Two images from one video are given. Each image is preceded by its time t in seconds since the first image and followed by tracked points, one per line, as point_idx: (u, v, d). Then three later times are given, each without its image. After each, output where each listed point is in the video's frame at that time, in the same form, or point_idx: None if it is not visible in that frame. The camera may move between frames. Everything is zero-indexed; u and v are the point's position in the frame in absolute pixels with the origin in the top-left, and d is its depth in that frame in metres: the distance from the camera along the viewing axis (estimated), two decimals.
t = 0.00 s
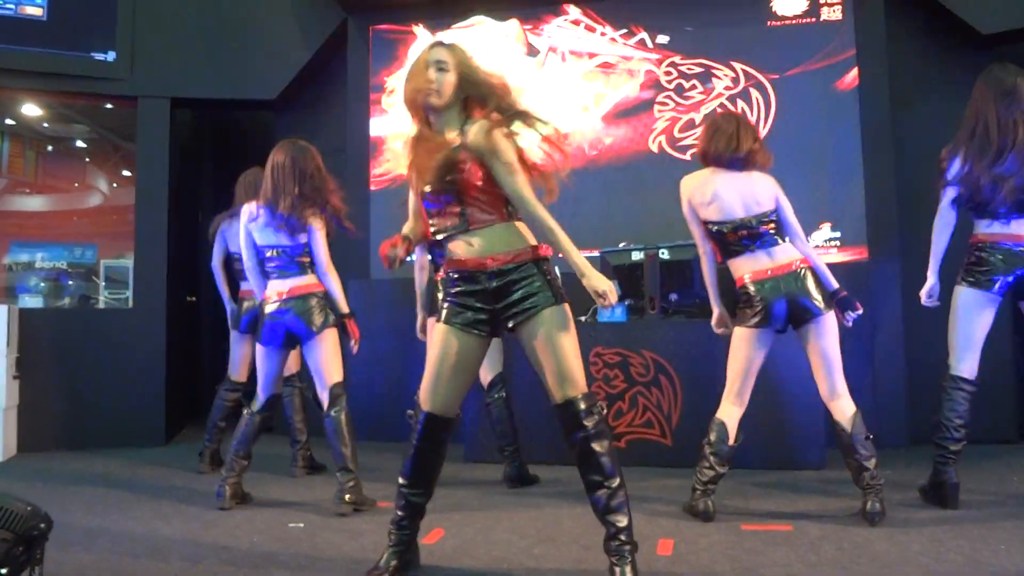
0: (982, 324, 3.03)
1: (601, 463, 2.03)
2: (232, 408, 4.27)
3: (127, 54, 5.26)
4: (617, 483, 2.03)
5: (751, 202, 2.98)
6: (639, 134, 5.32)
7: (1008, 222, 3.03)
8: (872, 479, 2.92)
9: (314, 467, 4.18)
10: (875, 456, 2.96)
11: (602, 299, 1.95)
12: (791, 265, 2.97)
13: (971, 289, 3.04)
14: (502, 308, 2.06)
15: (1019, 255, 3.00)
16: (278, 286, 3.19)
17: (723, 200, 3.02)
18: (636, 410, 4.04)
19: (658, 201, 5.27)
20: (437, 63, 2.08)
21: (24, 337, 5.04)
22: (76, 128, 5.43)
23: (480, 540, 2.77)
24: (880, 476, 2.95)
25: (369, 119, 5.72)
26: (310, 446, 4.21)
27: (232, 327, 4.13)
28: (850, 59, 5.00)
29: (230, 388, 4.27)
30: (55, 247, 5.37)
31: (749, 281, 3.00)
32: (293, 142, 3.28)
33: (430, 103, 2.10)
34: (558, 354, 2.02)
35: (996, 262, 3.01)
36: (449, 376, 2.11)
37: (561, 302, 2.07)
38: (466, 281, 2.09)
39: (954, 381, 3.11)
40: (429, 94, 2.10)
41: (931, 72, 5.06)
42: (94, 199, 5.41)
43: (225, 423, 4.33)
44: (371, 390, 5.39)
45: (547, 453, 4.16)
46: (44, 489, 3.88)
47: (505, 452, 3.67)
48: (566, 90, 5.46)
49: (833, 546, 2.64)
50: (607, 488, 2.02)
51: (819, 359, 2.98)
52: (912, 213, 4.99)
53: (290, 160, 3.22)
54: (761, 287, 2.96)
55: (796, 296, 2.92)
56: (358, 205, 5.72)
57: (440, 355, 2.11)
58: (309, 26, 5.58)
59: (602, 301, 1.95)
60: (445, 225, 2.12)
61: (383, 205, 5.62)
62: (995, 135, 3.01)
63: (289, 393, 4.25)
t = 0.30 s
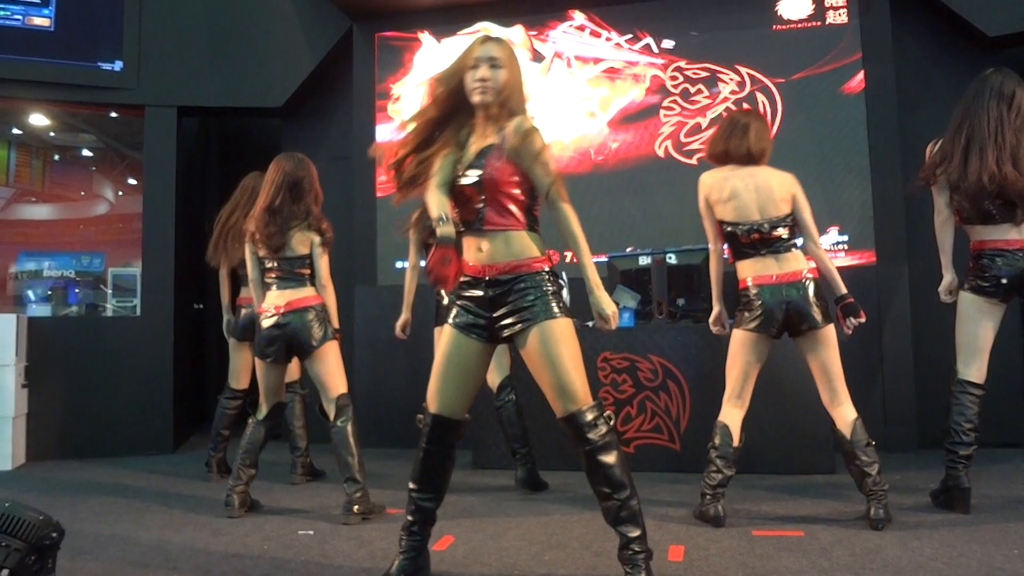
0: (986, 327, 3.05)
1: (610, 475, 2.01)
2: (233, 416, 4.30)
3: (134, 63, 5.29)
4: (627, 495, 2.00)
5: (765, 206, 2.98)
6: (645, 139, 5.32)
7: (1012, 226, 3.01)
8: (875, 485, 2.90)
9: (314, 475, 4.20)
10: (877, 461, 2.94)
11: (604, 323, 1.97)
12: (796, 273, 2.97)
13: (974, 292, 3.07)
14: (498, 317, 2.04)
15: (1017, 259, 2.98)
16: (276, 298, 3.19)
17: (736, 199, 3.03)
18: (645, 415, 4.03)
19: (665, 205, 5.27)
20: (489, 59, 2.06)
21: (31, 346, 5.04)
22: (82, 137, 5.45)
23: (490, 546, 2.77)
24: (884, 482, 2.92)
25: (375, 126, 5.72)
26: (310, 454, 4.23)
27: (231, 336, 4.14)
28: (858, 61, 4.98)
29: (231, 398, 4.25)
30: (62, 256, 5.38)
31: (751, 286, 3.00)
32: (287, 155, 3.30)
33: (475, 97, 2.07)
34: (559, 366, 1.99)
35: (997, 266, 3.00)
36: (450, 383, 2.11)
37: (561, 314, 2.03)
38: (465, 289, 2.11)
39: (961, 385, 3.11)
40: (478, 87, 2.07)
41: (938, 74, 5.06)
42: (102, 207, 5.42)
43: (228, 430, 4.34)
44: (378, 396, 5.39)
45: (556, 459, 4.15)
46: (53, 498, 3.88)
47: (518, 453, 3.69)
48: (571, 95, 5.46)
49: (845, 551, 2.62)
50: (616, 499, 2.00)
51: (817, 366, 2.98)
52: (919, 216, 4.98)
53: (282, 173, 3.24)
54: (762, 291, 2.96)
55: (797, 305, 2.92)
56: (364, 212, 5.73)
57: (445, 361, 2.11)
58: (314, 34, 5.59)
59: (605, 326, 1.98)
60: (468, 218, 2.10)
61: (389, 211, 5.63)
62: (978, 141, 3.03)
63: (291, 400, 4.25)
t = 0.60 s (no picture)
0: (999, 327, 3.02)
1: (617, 481, 2.00)
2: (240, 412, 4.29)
3: (136, 63, 5.29)
4: (632, 503, 2.01)
5: (818, 208, 2.96)
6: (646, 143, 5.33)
7: None
8: (873, 491, 2.90)
9: (312, 477, 4.19)
10: (877, 468, 2.94)
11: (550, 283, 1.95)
12: (809, 285, 2.94)
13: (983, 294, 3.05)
14: (523, 317, 2.05)
15: None
16: (294, 296, 3.20)
17: (785, 199, 3.01)
18: (645, 419, 4.03)
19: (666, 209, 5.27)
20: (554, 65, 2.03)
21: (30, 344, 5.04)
22: (84, 136, 5.46)
23: (490, 550, 2.76)
24: (883, 489, 2.92)
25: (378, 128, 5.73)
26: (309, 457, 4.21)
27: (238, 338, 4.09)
28: (859, 68, 5.00)
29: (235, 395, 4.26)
30: (62, 255, 5.38)
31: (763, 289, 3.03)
32: (312, 151, 3.29)
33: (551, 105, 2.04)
34: (576, 372, 2.00)
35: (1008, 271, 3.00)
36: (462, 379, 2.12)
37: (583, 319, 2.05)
38: (489, 287, 2.11)
39: (970, 393, 3.09)
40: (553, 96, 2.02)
41: (941, 81, 5.06)
42: (102, 207, 5.42)
43: (231, 428, 4.34)
44: (378, 398, 5.38)
45: (556, 462, 4.15)
46: (51, 497, 3.87)
47: (514, 463, 3.65)
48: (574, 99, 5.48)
49: (845, 557, 2.61)
50: (621, 505, 2.01)
51: (818, 374, 2.98)
52: (920, 222, 4.98)
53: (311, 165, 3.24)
54: (768, 297, 2.99)
55: (804, 315, 2.91)
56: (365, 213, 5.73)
57: (457, 363, 2.11)
58: (317, 36, 5.60)
59: (556, 289, 1.96)
60: (545, 232, 2.09)
61: (391, 213, 5.63)
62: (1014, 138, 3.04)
63: (292, 404, 4.26)
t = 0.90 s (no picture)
0: None
1: (626, 481, 1.99)
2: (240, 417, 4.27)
3: (142, 67, 5.30)
4: (641, 503, 1.99)
5: (800, 211, 2.97)
6: (651, 147, 5.33)
7: None
8: (880, 495, 2.89)
9: (316, 480, 4.19)
10: (886, 472, 2.92)
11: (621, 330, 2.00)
12: (809, 275, 2.95)
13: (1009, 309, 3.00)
14: (532, 330, 2.06)
15: None
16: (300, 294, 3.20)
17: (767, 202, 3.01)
18: (649, 424, 4.01)
19: (670, 213, 5.26)
20: (505, 64, 2.11)
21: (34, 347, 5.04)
22: (88, 140, 5.47)
23: (495, 554, 2.75)
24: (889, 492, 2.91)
25: (382, 131, 5.74)
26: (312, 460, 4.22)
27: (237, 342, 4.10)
28: (863, 72, 5.00)
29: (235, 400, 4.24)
30: (66, 258, 5.39)
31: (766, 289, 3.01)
32: (312, 153, 3.31)
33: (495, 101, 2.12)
34: (585, 374, 2.01)
35: None
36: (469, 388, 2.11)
37: (589, 325, 2.06)
38: (489, 306, 2.07)
39: (978, 398, 3.10)
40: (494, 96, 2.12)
41: (947, 85, 5.05)
42: (106, 210, 5.43)
43: (233, 435, 4.36)
44: (380, 401, 5.39)
45: (560, 467, 4.14)
46: (55, 500, 3.86)
47: (520, 466, 3.64)
48: (578, 102, 5.48)
49: (853, 562, 2.60)
50: (631, 506, 1.99)
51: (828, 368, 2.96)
52: (924, 226, 4.97)
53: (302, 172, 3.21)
54: (776, 297, 2.96)
55: (807, 311, 2.89)
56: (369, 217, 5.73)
57: (464, 369, 2.11)
58: (321, 40, 5.62)
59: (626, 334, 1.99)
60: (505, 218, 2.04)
61: (395, 216, 5.63)
62: None
63: (293, 405, 4.21)
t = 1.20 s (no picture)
0: None
1: (646, 502, 1.90)
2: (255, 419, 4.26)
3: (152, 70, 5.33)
4: (657, 520, 1.91)
5: (821, 227, 2.88)
6: (662, 146, 5.30)
7: None
8: (884, 497, 2.84)
9: (327, 481, 4.19)
10: (893, 473, 2.86)
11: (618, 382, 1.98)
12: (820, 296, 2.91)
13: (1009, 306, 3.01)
14: (525, 331, 1.88)
15: None
16: (306, 327, 3.15)
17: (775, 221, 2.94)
18: (662, 424, 3.99)
19: (682, 212, 5.23)
20: (523, 110, 1.99)
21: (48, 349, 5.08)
22: (100, 144, 5.51)
23: (508, 555, 2.74)
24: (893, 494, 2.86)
25: (392, 133, 5.74)
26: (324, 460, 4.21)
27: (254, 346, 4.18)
28: (876, 69, 4.96)
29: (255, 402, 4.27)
30: (79, 261, 5.43)
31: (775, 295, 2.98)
32: (315, 167, 3.28)
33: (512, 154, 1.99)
34: (592, 386, 1.83)
35: None
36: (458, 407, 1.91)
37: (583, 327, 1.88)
38: (492, 304, 1.95)
39: (989, 397, 3.05)
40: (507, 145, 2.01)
41: (962, 82, 5.00)
42: (118, 213, 5.46)
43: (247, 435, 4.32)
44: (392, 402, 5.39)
45: (573, 468, 4.12)
46: (69, 501, 3.88)
47: (533, 467, 3.63)
48: (588, 102, 5.46)
49: (869, 564, 2.56)
50: (652, 525, 1.91)
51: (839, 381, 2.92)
52: (939, 224, 4.92)
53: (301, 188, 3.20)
54: (782, 308, 2.93)
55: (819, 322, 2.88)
56: (380, 218, 5.73)
57: (449, 400, 1.91)
58: (331, 42, 5.63)
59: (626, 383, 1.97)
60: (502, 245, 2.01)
61: (405, 217, 5.63)
62: None
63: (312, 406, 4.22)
